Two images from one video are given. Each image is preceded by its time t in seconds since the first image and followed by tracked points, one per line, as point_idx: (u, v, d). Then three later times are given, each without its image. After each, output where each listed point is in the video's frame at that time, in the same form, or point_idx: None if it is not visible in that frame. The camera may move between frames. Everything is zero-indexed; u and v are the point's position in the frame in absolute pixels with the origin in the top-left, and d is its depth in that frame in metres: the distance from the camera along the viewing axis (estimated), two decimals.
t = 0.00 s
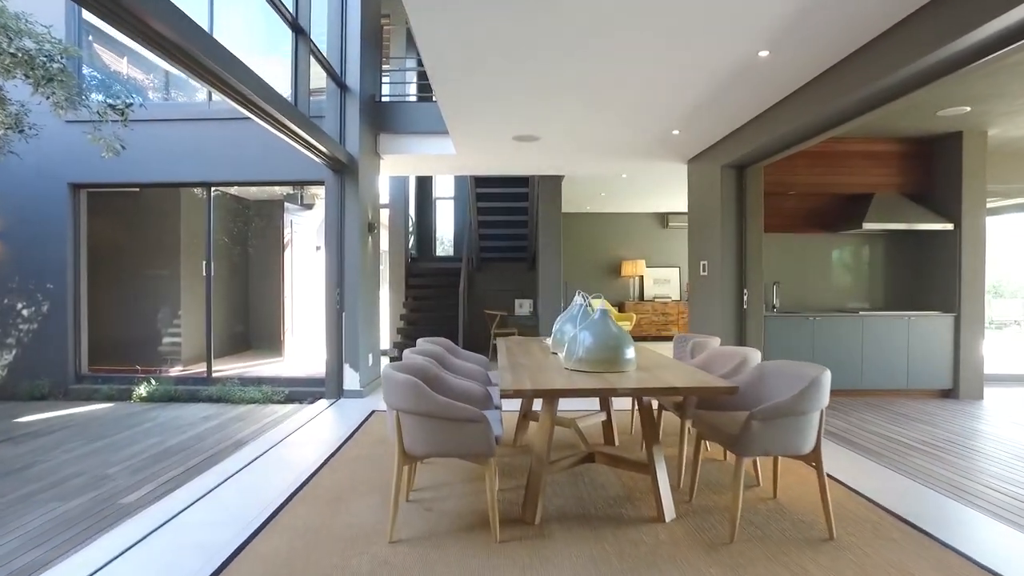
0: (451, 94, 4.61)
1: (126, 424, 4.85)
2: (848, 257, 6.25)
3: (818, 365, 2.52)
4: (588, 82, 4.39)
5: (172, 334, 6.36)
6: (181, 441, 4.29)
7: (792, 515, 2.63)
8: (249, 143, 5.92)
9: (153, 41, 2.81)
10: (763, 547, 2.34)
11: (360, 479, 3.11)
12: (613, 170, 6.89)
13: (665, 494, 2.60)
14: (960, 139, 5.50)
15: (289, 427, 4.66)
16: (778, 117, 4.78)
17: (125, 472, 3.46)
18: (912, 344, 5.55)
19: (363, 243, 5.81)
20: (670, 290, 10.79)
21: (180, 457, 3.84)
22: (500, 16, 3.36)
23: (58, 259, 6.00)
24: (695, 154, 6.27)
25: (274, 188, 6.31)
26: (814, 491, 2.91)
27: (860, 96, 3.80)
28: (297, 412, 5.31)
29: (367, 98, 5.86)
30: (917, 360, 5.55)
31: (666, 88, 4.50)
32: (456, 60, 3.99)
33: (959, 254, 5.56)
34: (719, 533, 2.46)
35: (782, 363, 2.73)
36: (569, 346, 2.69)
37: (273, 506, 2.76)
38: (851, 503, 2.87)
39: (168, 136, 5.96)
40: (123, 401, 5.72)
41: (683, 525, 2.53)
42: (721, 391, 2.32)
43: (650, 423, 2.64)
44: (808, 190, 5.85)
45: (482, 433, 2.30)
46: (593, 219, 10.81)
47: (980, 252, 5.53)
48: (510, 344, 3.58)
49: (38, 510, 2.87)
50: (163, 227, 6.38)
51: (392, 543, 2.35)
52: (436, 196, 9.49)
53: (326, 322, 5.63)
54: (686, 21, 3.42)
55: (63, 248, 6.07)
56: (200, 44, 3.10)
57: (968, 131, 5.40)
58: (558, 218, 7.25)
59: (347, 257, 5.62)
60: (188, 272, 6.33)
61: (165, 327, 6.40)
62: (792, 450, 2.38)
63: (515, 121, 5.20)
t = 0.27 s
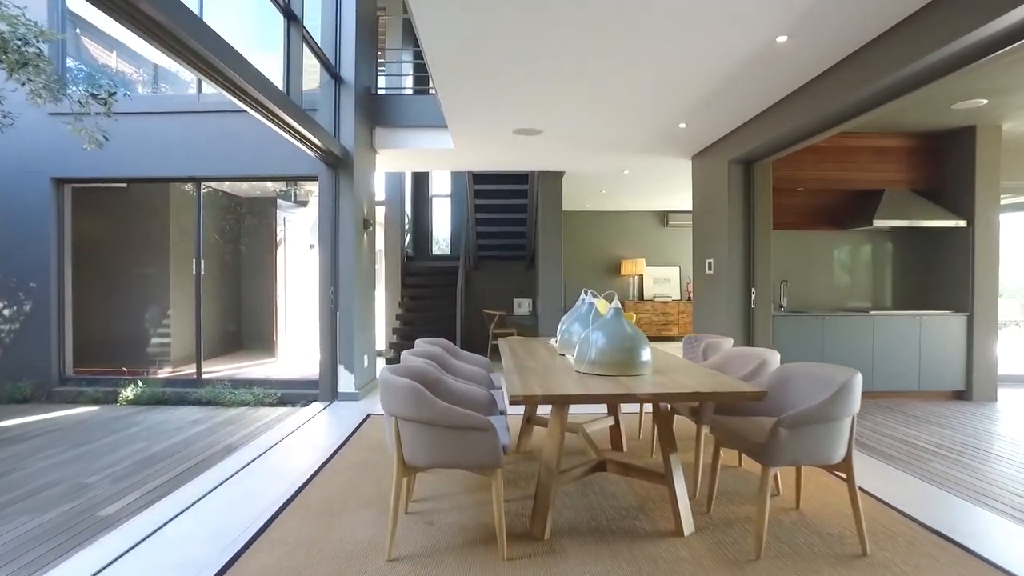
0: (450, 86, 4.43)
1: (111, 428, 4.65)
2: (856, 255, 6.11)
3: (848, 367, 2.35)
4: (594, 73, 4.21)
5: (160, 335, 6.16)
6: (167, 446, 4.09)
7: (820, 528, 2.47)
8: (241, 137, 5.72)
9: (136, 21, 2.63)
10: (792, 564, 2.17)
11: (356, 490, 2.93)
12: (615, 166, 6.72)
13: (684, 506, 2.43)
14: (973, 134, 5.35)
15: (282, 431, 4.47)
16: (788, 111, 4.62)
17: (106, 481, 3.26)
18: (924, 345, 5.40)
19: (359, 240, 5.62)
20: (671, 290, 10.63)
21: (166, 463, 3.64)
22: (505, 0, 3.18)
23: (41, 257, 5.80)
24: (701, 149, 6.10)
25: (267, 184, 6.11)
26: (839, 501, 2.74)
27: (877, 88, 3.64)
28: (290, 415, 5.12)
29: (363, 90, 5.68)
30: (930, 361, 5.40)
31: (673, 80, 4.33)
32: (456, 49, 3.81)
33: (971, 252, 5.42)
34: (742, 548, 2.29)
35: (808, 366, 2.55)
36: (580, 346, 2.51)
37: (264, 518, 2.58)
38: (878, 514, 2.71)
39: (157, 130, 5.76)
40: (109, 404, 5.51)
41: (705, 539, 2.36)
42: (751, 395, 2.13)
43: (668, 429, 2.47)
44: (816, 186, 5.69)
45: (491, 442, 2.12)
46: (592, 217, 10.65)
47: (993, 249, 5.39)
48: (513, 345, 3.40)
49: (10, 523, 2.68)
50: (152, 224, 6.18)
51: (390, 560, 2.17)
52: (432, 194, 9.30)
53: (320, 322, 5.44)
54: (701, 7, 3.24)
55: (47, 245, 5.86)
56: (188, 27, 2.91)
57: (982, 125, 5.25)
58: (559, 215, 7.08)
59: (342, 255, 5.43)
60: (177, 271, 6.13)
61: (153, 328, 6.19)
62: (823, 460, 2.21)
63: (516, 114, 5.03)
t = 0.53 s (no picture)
0: (450, 79, 4.23)
1: (95, 435, 4.45)
2: (867, 255, 5.94)
3: (885, 378, 2.15)
4: (600, 67, 4.02)
5: (150, 337, 5.96)
6: (153, 456, 3.88)
7: (853, 552, 2.28)
8: (232, 133, 5.52)
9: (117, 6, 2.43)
10: None
11: (351, 508, 2.73)
12: (619, 163, 6.53)
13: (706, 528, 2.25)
14: (990, 130, 5.17)
15: (274, 439, 4.27)
16: (800, 106, 4.43)
17: (85, 495, 3.06)
18: (940, 348, 5.23)
19: (354, 240, 5.42)
20: (672, 290, 10.45)
21: (150, 475, 3.44)
22: None
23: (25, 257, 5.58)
24: (708, 145, 5.91)
25: (260, 181, 5.91)
26: (868, 518, 2.56)
27: (900, 82, 3.45)
28: (283, 422, 4.92)
29: (359, 84, 5.48)
30: (945, 365, 5.23)
31: (682, 74, 4.14)
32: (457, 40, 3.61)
33: (988, 252, 5.24)
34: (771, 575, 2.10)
35: (835, 376, 2.37)
36: (592, 354, 2.33)
37: (251, 541, 2.38)
38: (911, 535, 2.53)
39: (145, 126, 5.54)
40: (95, 409, 5.30)
41: (729, 564, 2.17)
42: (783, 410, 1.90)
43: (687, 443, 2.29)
44: (828, 184, 5.51)
45: (499, 461, 1.93)
46: (593, 216, 10.46)
47: (1011, 250, 5.21)
48: (518, 351, 3.22)
49: None
50: (141, 223, 5.98)
51: None
52: (430, 192, 9.10)
53: (314, 324, 5.24)
54: None
55: (30, 244, 5.64)
56: (174, 13, 2.71)
57: (1000, 120, 5.07)
58: (561, 214, 6.89)
59: (337, 255, 5.23)
60: (167, 271, 5.93)
61: (141, 329, 5.99)
62: (859, 480, 2.01)
63: (518, 109, 4.83)
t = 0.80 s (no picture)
0: (452, 72, 4.05)
1: (83, 440, 4.27)
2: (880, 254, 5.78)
3: (932, 385, 1.98)
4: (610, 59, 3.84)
5: (142, 339, 5.78)
6: (143, 463, 3.71)
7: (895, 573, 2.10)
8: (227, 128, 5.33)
9: None
10: None
11: (349, 525, 2.55)
12: (625, 159, 6.36)
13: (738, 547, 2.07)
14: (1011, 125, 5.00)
15: (270, 445, 4.09)
16: (816, 101, 4.25)
17: (68, 508, 2.88)
18: (958, 350, 5.06)
19: (353, 238, 5.24)
20: (676, 289, 10.29)
21: (138, 485, 3.26)
22: None
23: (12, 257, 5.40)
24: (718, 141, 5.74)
25: (256, 178, 5.72)
26: (906, 535, 2.39)
27: (926, 75, 3.28)
28: (279, 427, 4.73)
29: (358, 77, 5.30)
30: (964, 367, 5.06)
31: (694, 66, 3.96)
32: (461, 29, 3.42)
33: (1009, 251, 5.07)
34: None
35: (873, 382, 2.20)
36: (613, 360, 2.14)
37: (241, 562, 2.21)
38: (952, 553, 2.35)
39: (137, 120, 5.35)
40: (84, 413, 5.11)
41: None
42: (832, 423, 1.68)
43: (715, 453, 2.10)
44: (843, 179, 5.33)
45: (514, 477, 1.76)
46: (596, 214, 10.29)
47: None
48: (527, 355, 3.04)
49: None
50: (133, 220, 5.80)
51: None
52: (430, 189, 8.92)
53: (311, 326, 5.06)
54: None
55: (18, 243, 5.46)
56: None
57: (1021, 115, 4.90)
58: (565, 212, 6.72)
59: (335, 254, 5.05)
60: (160, 270, 5.75)
61: (134, 331, 5.80)
62: (908, 497, 1.83)
63: (523, 103, 4.65)
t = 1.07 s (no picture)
0: (459, 60, 3.89)
1: (72, 447, 4.10)
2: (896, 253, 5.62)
3: (988, 396, 1.83)
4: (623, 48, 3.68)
5: (136, 341, 5.60)
6: (134, 472, 3.54)
7: None
8: (223, 123, 5.16)
9: None
10: None
11: (354, 542, 2.39)
12: (632, 156, 6.20)
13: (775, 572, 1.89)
14: None
15: (269, 451, 3.92)
16: (836, 92, 4.09)
17: (51, 522, 2.71)
18: (980, 351, 4.89)
19: (354, 236, 5.07)
20: (681, 289, 10.14)
21: (129, 497, 3.09)
22: None
23: None
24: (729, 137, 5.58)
25: (254, 175, 5.55)
26: (954, 553, 2.22)
27: (958, 61, 3.12)
28: (278, 432, 4.56)
29: (359, 69, 5.14)
30: (986, 369, 4.90)
31: (711, 56, 3.80)
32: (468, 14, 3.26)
33: None
34: None
35: (918, 393, 2.05)
36: (639, 371, 1.98)
37: None
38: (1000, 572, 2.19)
39: (131, 114, 5.17)
40: (75, 418, 4.93)
41: None
42: (892, 437, 1.50)
43: (751, 469, 1.93)
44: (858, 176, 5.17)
45: (537, 499, 1.60)
46: (600, 213, 10.13)
47: None
48: (539, 360, 2.87)
49: None
50: (126, 219, 5.63)
51: None
52: (431, 188, 8.76)
53: (310, 327, 4.89)
54: None
55: (7, 242, 5.28)
56: None
57: None
58: (571, 210, 6.55)
59: (335, 252, 4.88)
60: (155, 270, 5.57)
61: (127, 333, 5.63)
62: (969, 518, 1.67)
63: (531, 96, 4.49)
